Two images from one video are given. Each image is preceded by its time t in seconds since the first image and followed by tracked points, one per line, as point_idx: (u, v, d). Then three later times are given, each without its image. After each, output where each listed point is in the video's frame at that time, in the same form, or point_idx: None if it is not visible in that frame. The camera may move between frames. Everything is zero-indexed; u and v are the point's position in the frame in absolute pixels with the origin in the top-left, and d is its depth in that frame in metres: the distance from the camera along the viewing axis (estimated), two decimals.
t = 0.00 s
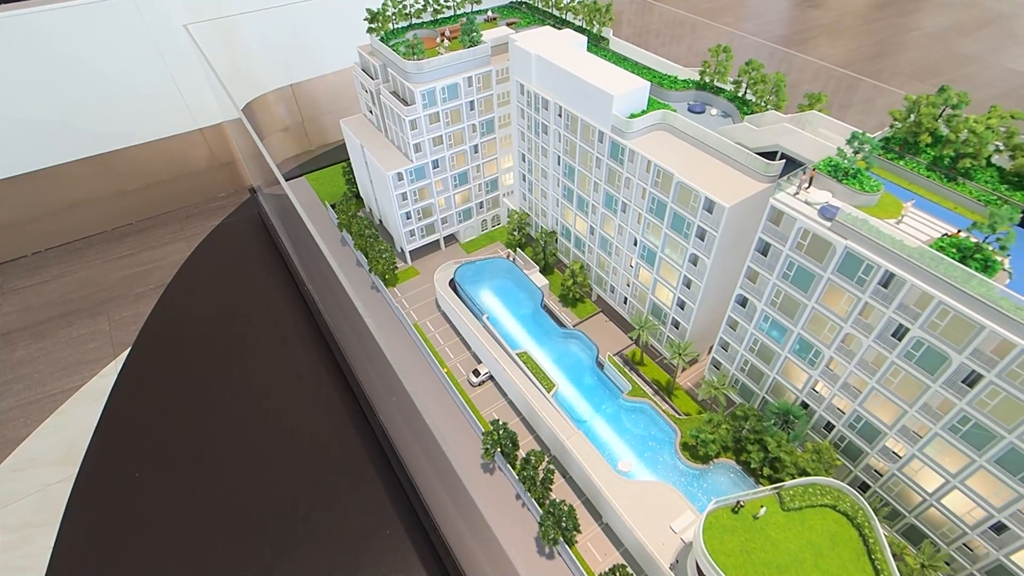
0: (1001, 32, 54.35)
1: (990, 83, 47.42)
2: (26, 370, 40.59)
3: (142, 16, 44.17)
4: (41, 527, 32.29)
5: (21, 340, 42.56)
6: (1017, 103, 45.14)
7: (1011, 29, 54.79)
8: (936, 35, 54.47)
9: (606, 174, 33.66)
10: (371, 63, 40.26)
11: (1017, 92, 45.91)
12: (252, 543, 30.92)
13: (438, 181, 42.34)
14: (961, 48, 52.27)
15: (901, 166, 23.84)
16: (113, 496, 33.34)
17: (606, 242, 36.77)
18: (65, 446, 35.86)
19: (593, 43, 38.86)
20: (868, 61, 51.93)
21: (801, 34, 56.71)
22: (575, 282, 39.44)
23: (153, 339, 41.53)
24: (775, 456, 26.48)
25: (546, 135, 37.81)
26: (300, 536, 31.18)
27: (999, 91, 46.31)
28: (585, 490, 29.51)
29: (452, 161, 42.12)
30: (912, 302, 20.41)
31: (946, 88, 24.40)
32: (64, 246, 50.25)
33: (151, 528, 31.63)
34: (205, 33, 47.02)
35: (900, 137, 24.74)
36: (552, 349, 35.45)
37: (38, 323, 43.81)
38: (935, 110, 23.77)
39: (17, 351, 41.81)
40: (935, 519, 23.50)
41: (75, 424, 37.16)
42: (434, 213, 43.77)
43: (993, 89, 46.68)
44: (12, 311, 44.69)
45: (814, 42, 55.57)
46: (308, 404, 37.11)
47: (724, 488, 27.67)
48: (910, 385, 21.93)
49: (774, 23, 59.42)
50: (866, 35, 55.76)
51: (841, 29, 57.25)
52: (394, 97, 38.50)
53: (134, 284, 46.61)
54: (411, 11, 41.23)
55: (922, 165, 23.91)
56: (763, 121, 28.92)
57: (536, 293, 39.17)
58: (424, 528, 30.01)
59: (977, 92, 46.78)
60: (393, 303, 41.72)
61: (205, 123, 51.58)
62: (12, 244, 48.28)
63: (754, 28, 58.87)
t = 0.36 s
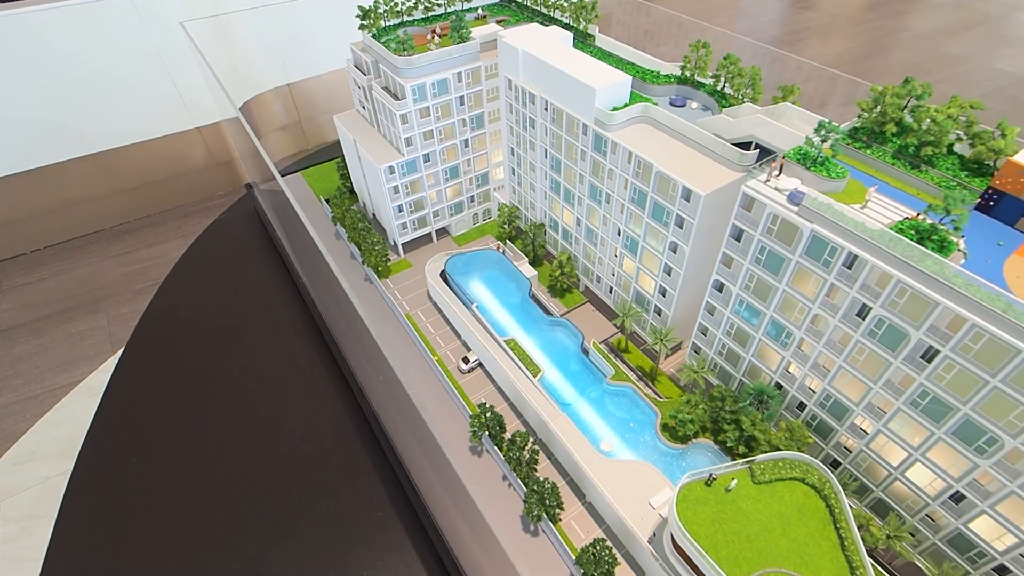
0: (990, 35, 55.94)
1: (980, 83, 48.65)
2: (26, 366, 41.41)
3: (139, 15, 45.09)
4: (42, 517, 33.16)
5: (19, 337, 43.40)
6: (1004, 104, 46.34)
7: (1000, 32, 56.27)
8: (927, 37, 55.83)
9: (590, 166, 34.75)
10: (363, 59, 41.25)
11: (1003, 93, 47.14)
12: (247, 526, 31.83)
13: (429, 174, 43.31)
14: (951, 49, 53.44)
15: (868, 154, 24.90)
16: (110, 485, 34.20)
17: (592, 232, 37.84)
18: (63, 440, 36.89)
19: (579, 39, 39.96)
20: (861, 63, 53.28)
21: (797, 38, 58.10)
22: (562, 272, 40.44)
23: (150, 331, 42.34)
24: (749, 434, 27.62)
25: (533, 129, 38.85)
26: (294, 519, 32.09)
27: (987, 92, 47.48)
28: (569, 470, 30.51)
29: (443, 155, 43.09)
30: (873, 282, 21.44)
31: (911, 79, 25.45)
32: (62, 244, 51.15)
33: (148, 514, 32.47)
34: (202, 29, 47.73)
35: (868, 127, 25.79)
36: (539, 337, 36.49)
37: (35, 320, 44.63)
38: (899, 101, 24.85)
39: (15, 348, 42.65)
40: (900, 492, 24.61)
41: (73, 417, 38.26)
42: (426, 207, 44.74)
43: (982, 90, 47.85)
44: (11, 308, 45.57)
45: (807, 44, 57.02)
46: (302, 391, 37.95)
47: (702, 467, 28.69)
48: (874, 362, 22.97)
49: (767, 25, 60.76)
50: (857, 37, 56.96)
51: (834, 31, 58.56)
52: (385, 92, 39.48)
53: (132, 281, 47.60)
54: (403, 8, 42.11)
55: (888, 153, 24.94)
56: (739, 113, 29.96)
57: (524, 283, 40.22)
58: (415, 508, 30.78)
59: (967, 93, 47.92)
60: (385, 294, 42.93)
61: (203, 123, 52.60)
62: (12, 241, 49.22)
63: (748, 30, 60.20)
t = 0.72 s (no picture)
0: (982, 34, 57.06)
1: (972, 82, 49.77)
2: (26, 361, 42.38)
3: (137, 15, 46.12)
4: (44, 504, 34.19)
5: (19, 333, 44.38)
6: (998, 103, 47.34)
7: (991, 32, 57.54)
8: (920, 37, 56.99)
9: (576, 159, 35.85)
10: (356, 56, 42.26)
11: (993, 92, 48.26)
12: (243, 509, 32.96)
13: (421, 168, 44.36)
14: (943, 49, 54.57)
15: (836, 144, 25.98)
16: (109, 473, 35.19)
17: (578, 224, 38.96)
18: (63, 434, 37.89)
19: (566, 36, 41.06)
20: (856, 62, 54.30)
21: (792, 39, 59.22)
22: (550, 263, 41.53)
23: (148, 324, 43.35)
24: (725, 414, 28.83)
25: (521, 124, 39.95)
26: (290, 501, 33.29)
27: (978, 91, 48.54)
28: (553, 451, 31.61)
29: (435, 150, 44.13)
30: (836, 263, 22.56)
31: (877, 72, 26.57)
32: (62, 242, 52.19)
33: (147, 498, 33.55)
34: (198, 28, 48.88)
35: (837, 118, 26.90)
36: (526, 325, 37.59)
37: (35, 317, 45.60)
38: (865, 93, 25.95)
39: (15, 344, 43.60)
40: (867, 467, 25.76)
41: (73, 410, 39.23)
42: (418, 200, 45.76)
43: (974, 89, 48.89)
44: (11, 306, 46.54)
45: (802, 43, 58.13)
46: (297, 380, 39.08)
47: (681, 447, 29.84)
48: (839, 341, 24.09)
49: (761, 25, 61.88)
50: (850, 37, 58.11)
51: (829, 31, 59.62)
52: (377, 88, 40.51)
53: (130, 278, 48.65)
54: (394, 6, 43.12)
55: (855, 143, 26.07)
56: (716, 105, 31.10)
57: (512, 273, 41.33)
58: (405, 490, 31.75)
59: (961, 92, 48.89)
60: (377, 285, 43.83)
61: (200, 121, 53.63)
62: (12, 239, 50.25)
63: (742, 31, 61.37)
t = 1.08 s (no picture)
0: (978, 33, 58.26)
1: (963, 81, 50.87)
2: (27, 356, 43.28)
3: (135, 15, 47.20)
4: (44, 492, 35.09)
5: (19, 329, 45.25)
6: (990, 101, 48.34)
7: (982, 31, 58.64)
8: (913, 37, 58.12)
9: (561, 152, 36.91)
10: (348, 53, 43.31)
11: (986, 90, 49.30)
12: (238, 492, 33.99)
13: (412, 163, 45.40)
14: (935, 49, 55.66)
15: (805, 134, 27.15)
16: (106, 462, 36.03)
17: (565, 216, 40.03)
18: (63, 427, 38.77)
19: (552, 33, 42.15)
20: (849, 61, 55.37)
21: (786, 39, 60.37)
22: (538, 255, 42.59)
23: (145, 316, 44.25)
24: (702, 395, 29.87)
25: (508, 118, 41.02)
26: (284, 484, 34.34)
27: (970, 89, 49.58)
28: (538, 433, 32.67)
29: (425, 144, 45.17)
30: (802, 246, 23.69)
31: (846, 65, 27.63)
32: (61, 239, 53.15)
33: (145, 484, 34.48)
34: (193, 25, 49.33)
35: (807, 109, 27.95)
36: (513, 313, 38.66)
37: (35, 313, 46.50)
38: (833, 85, 27.06)
39: (14, 340, 44.42)
40: (835, 445, 26.82)
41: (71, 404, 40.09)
42: (409, 194, 46.77)
43: (965, 87, 49.95)
44: (10, 303, 47.41)
45: (799, 42, 59.28)
46: (291, 367, 39.95)
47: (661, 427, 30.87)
48: (807, 322, 25.20)
49: (755, 26, 63.01)
50: (843, 37, 59.25)
51: (829, 30, 60.88)
52: (369, 84, 41.57)
53: (127, 275, 49.59)
54: (386, 5, 44.19)
55: (824, 133, 27.14)
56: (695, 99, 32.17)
57: (501, 264, 42.40)
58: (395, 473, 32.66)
59: (952, 91, 49.95)
60: (371, 279, 45.02)
61: (196, 119, 54.53)
62: (12, 237, 51.19)
63: (737, 31, 62.51)
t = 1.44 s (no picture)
0: (972, 34, 59.24)
1: (955, 81, 51.73)
2: (26, 352, 44.02)
3: (132, 14, 48.04)
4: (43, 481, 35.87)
5: (18, 326, 46.01)
6: (982, 100, 49.13)
7: (974, 32, 59.57)
8: (905, 38, 59.17)
9: (546, 146, 37.88)
10: (340, 50, 44.23)
11: (979, 90, 50.13)
12: (232, 477, 34.85)
13: (402, 158, 46.25)
14: (927, 49, 56.63)
15: (777, 125, 28.13)
16: (103, 452, 36.79)
17: (551, 208, 41.01)
18: (62, 421, 39.54)
19: (540, 30, 43.07)
20: (842, 61, 56.25)
21: (779, 40, 61.40)
22: (527, 247, 43.53)
23: (141, 309, 45.05)
24: (680, 378, 30.84)
25: (496, 114, 41.99)
26: (277, 469, 35.23)
27: (962, 90, 50.40)
28: (522, 417, 33.64)
29: (416, 139, 46.07)
30: (770, 231, 24.74)
31: (816, 58, 28.58)
32: (59, 237, 53.97)
33: (140, 471, 35.26)
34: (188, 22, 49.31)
35: (780, 101, 28.91)
36: (501, 302, 39.63)
37: (34, 310, 47.26)
38: (803, 77, 27.95)
39: (13, 336, 45.18)
40: (806, 424, 27.74)
41: (70, 398, 40.83)
42: (401, 188, 47.64)
43: (957, 87, 50.77)
44: (10, 300, 48.19)
45: (794, 44, 60.37)
46: (283, 357, 40.73)
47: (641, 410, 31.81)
48: (776, 304, 26.17)
49: (749, 28, 64.03)
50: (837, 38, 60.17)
51: (824, 31, 61.85)
52: (360, 80, 42.54)
53: (125, 273, 50.38)
54: (377, 3, 45.13)
55: (796, 124, 28.10)
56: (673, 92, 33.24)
57: (490, 256, 43.41)
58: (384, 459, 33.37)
59: (945, 90, 50.77)
60: (360, 267, 46.63)
61: (195, 120, 55.69)
62: (11, 235, 52.05)
63: (731, 33, 63.53)
